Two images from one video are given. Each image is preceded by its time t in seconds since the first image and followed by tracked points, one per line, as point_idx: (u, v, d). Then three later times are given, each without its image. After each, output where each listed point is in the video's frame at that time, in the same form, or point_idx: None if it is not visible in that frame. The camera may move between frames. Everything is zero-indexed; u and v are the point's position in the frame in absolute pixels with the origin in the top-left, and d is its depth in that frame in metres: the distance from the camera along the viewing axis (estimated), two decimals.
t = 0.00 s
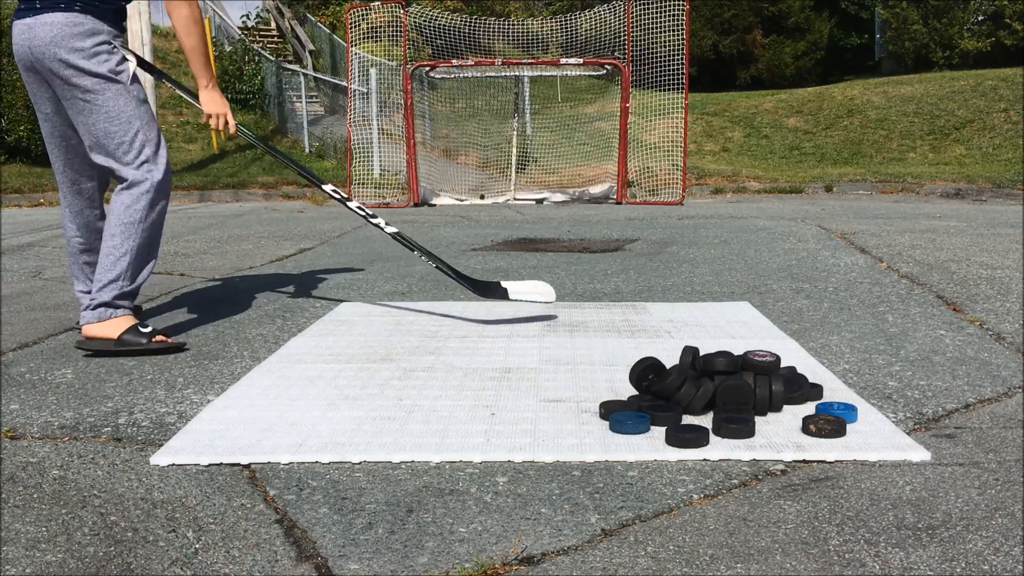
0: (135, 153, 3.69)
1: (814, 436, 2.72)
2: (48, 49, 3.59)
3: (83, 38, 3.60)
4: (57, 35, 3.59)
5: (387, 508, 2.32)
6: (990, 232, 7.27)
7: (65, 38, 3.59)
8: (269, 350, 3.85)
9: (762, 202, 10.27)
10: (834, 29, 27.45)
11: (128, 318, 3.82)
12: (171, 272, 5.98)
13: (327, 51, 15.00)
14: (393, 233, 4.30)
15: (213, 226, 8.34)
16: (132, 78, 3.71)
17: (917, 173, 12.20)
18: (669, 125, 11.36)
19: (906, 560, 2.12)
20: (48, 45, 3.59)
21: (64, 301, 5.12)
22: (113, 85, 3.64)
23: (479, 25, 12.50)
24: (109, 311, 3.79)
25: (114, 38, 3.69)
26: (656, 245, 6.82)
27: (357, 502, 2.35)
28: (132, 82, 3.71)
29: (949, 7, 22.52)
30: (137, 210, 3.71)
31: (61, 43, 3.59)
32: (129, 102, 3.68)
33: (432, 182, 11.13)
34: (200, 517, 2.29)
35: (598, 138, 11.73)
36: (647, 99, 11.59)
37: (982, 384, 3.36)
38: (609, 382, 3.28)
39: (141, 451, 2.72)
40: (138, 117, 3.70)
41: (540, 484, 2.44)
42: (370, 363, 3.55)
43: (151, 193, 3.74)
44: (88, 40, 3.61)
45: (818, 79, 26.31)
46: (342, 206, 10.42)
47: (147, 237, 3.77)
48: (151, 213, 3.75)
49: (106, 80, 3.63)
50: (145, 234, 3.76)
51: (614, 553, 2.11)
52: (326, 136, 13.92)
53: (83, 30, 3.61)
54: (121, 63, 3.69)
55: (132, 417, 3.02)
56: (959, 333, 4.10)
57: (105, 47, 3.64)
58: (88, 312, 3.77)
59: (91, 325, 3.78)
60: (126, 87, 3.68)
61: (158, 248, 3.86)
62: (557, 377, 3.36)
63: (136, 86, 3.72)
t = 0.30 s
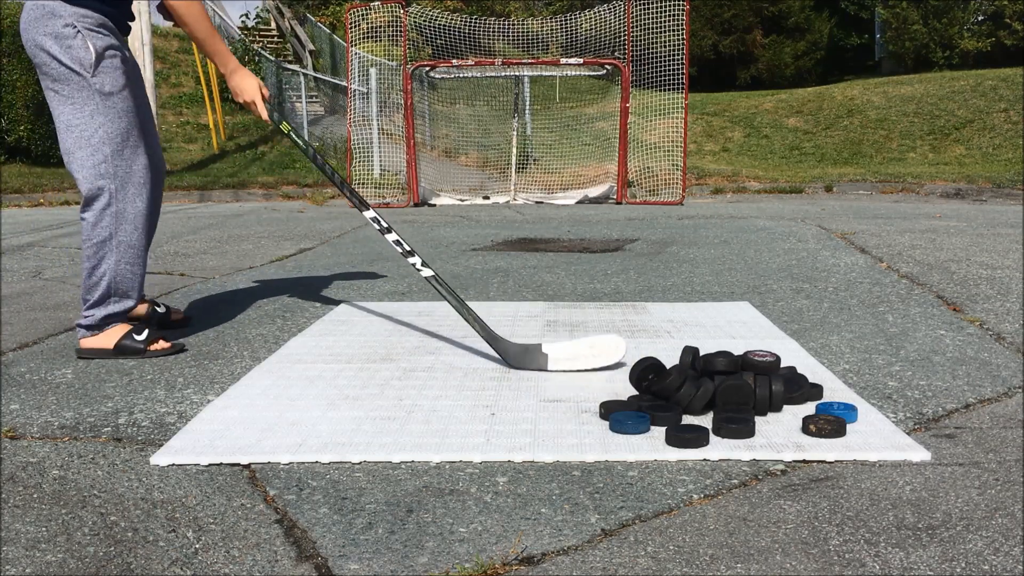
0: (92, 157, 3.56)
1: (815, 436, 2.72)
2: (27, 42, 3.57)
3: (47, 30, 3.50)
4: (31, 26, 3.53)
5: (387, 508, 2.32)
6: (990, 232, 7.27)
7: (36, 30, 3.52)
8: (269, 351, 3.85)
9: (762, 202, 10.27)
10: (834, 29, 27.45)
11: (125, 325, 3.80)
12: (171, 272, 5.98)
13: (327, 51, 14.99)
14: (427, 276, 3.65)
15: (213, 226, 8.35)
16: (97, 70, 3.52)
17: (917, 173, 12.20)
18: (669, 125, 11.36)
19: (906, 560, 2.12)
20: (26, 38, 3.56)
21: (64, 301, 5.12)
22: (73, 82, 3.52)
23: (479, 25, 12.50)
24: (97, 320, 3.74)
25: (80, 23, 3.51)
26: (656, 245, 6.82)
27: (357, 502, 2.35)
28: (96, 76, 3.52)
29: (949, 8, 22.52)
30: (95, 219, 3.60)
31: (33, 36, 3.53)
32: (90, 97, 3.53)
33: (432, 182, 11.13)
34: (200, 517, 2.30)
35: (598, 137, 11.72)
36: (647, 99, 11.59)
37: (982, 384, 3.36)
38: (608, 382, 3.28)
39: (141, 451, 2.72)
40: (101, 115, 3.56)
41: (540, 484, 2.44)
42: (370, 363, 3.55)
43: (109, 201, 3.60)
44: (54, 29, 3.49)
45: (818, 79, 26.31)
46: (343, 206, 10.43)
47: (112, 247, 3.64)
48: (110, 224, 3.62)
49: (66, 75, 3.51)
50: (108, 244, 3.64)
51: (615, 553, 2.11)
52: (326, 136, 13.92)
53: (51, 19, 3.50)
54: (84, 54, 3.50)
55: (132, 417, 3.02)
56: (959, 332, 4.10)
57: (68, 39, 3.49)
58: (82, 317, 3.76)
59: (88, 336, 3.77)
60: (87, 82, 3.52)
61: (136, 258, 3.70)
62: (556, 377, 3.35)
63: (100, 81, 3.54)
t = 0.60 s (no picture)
0: (114, 156, 3.54)
1: (814, 436, 2.72)
2: (67, 28, 3.55)
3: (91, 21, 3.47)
4: (74, 13, 3.51)
5: (387, 508, 2.32)
6: (990, 232, 7.27)
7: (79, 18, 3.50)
8: (269, 350, 3.85)
9: (762, 202, 10.27)
10: (834, 29, 27.45)
11: (127, 325, 3.80)
12: (171, 272, 5.99)
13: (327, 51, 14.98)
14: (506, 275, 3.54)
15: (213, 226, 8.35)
16: (134, 70, 3.49)
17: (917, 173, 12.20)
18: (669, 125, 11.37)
19: (906, 560, 2.12)
20: (68, 24, 3.54)
21: (64, 301, 5.12)
22: (108, 77, 3.49)
23: (479, 25, 12.51)
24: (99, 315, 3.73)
25: (124, 18, 3.47)
26: (656, 245, 6.82)
27: (357, 502, 2.35)
28: (131, 75, 3.49)
29: (949, 8, 22.52)
30: (109, 217, 3.59)
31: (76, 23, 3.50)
32: (122, 96, 3.50)
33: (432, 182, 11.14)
34: (200, 517, 2.29)
35: (598, 137, 11.72)
36: (647, 99, 11.59)
37: (982, 384, 3.36)
38: (609, 382, 3.28)
39: (141, 451, 2.72)
40: (131, 116, 3.53)
41: (540, 484, 2.44)
42: (371, 363, 3.55)
43: (124, 203, 3.58)
44: (99, 21, 3.47)
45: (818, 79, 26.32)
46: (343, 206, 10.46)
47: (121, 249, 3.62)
48: (121, 225, 3.59)
49: (102, 69, 3.48)
50: (118, 245, 3.62)
51: (615, 553, 2.11)
52: (326, 136, 13.91)
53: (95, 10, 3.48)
54: (122, 51, 3.47)
55: (132, 417, 3.02)
56: (959, 332, 4.10)
57: (110, 35, 3.46)
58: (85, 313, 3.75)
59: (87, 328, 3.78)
60: (122, 80, 3.49)
61: (144, 262, 3.68)
62: (557, 377, 3.35)
63: (137, 80, 3.51)
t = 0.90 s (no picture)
0: (213, 146, 3.43)
1: (814, 436, 2.72)
2: (127, 35, 3.41)
3: (155, 19, 3.36)
4: (132, 16, 3.38)
5: (387, 508, 2.32)
6: (991, 232, 7.27)
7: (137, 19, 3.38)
8: (270, 350, 3.85)
9: (762, 202, 10.27)
10: (834, 29, 27.45)
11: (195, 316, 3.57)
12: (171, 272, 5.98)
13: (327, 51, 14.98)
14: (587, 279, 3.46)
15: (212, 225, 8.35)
16: (212, 58, 3.40)
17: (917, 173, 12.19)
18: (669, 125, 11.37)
19: (906, 560, 2.12)
20: (128, 34, 3.41)
21: (64, 301, 5.12)
22: (187, 71, 3.38)
23: (480, 25, 12.51)
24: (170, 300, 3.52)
25: (186, 13, 3.37)
26: (656, 245, 6.82)
27: (357, 502, 2.35)
28: (211, 64, 3.40)
29: (949, 8, 22.52)
30: (210, 206, 3.44)
31: (134, 23, 3.38)
32: (206, 85, 3.40)
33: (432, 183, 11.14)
34: (200, 517, 2.30)
35: (598, 137, 11.72)
36: (647, 99, 11.58)
37: (982, 384, 3.36)
38: (609, 382, 3.28)
39: (141, 451, 2.72)
40: (220, 104, 3.42)
41: (540, 484, 2.44)
42: (371, 363, 3.54)
43: (230, 190, 3.45)
44: (164, 18, 3.36)
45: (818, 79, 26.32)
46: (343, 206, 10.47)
47: (216, 233, 3.47)
48: (221, 212, 3.45)
49: (179, 63, 3.37)
50: (216, 232, 3.47)
51: (615, 553, 2.11)
52: (326, 136, 13.91)
53: (156, 9, 3.37)
54: (196, 41, 3.38)
55: (132, 417, 3.02)
56: (959, 333, 4.09)
57: (180, 28, 3.36)
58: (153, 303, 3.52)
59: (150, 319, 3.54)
60: (203, 70, 3.39)
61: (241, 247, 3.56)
62: (558, 377, 3.35)
63: (217, 68, 3.41)
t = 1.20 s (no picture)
0: (234, 154, 3.26)
1: (814, 436, 2.72)
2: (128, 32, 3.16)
3: (166, 16, 3.13)
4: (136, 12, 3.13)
5: (387, 508, 2.32)
6: (990, 232, 7.26)
7: (148, 12, 3.13)
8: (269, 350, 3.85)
9: (762, 202, 10.27)
10: (834, 29, 27.44)
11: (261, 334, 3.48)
12: (171, 272, 5.99)
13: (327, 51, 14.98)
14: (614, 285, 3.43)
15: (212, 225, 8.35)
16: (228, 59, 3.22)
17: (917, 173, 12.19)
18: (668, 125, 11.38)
19: (906, 560, 2.12)
20: (132, 30, 3.15)
21: (63, 301, 5.11)
22: (203, 72, 3.19)
23: (479, 25, 12.51)
24: (234, 336, 3.37)
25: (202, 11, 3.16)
26: (656, 245, 6.82)
27: (357, 502, 2.35)
28: (229, 65, 3.22)
29: (949, 8, 22.51)
30: (239, 219, 3.28)
31: (144, 17, 3.13)
32: (223, 88, 3.22)
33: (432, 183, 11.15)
34: (200, 517, 2.30)
35: (598, 137, 11.72)
36: (647, 99, 11.59)
37: (982, 384, 3.36)
38: (609, 382, 3.28)
39: (141, 451, 2.72)
40: (237, 108, 3.26)
41: (540, 484, 2.44)
42: (371, 363, 3.55)
43: (256, 201, 3.30)
44: (175, 15, 3.13)
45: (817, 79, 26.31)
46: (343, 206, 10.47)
47: (252, 247, 3.32)
48: (253, 226, 3.30)
49: (194, 63, 3.17)
50: (249, 247, 3.32)
51: (614, 553, 2.11)
52: (326, 136, 13.91)
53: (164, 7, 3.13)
54: (215, 42, 3.18)
55: (132, 417, 3.02)
56: (959, 333, 4.09)
57: (194, 27, 3.14)
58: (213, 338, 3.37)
59: (219, 354, 3.40)
60: (221, 72, 3.21)
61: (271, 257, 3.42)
62: (558, 377, 3.35)
63: (234, 70, 3.24)
